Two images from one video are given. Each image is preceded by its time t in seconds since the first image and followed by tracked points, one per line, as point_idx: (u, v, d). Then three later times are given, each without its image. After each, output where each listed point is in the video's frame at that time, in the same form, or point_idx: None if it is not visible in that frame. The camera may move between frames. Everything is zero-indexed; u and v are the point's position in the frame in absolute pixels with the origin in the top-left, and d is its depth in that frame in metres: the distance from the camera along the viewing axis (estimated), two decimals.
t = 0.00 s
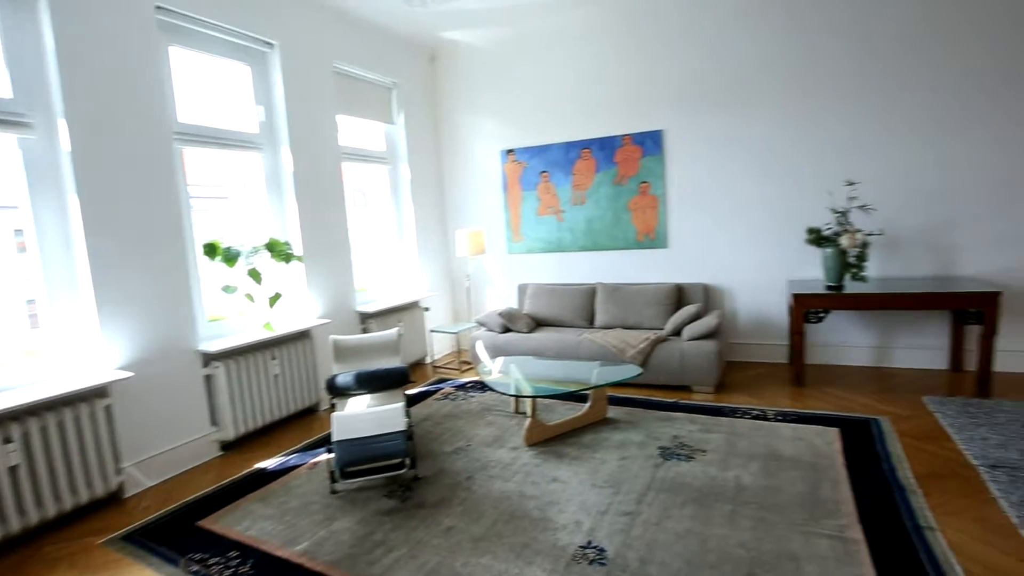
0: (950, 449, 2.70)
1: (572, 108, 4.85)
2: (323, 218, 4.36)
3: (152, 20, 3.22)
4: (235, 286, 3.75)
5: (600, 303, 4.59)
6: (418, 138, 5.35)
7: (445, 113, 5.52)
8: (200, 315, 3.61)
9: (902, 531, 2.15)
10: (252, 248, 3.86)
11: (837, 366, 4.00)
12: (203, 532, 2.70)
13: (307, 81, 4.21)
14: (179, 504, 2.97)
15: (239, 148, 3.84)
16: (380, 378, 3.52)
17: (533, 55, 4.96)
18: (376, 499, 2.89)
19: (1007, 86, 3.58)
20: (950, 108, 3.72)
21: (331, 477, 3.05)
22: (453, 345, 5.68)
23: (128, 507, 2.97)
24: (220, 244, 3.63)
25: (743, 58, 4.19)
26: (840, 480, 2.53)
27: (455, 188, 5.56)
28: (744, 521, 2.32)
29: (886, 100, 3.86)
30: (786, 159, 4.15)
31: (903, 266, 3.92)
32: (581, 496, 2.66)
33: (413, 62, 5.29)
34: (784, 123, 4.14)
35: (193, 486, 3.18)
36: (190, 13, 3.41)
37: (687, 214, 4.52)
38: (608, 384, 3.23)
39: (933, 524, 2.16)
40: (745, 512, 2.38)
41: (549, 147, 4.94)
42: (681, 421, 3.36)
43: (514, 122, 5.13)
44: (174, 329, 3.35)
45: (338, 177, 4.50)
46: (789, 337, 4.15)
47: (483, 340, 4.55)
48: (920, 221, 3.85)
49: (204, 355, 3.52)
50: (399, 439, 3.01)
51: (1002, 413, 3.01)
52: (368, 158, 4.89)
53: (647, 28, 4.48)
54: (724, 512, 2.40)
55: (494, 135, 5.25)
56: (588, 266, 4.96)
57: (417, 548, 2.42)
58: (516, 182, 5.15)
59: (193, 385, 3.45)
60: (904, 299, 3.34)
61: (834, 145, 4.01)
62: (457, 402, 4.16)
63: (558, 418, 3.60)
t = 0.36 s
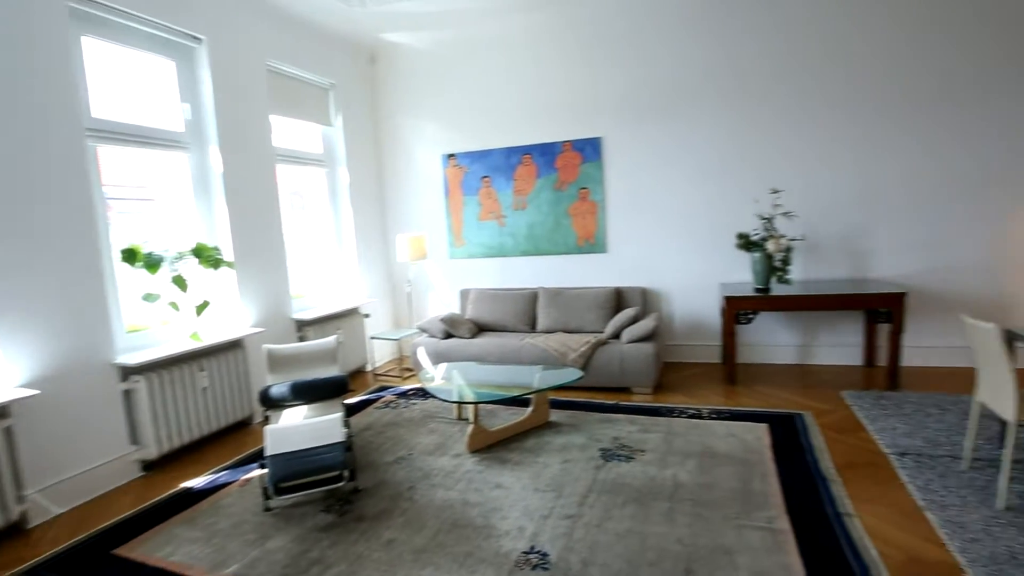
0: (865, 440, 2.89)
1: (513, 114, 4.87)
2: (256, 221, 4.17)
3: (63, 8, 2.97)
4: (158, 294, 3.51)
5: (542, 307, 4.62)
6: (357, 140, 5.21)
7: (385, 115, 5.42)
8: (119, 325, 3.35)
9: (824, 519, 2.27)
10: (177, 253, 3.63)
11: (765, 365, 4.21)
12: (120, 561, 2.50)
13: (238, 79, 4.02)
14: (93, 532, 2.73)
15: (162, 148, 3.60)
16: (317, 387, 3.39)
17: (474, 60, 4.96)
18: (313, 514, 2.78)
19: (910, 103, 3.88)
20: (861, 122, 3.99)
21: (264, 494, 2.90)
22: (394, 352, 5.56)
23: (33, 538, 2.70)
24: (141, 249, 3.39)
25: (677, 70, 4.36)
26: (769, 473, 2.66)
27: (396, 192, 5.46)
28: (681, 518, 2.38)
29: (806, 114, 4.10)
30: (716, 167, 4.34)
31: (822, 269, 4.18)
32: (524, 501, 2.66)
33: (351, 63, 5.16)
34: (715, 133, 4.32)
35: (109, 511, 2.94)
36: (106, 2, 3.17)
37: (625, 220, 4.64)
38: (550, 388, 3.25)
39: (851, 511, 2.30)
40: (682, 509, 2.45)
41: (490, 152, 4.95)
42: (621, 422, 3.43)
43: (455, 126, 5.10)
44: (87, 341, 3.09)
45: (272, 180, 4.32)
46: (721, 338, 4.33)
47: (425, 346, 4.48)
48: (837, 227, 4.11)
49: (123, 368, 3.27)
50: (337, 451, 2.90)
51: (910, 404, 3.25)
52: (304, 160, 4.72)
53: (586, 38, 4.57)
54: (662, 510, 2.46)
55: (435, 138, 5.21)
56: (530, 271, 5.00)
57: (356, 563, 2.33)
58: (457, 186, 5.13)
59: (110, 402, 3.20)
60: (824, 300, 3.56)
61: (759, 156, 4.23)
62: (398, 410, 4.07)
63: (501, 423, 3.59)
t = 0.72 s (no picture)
0: (783, 433, 3.07)
1: (449, 118, 4.85)
2: (175, 225, 3.90)
3: None
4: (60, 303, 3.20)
5: (479, 312, 4.61)
6: (286, 141, 5.01)
7: (316, 116, 5.24)
8: (13, 338, 3.03)
9: (746, 510, 2.39)
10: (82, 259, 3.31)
11: (693, 365, 4.39)
12: None
13: (154, 74, 3.76)
14: None
15: (68, 145, 3.30)
16: (242, 400, 3.21)
17: (409, 63, 4.89)
18: (237, 534, 2.62)
19: (820, 118, 4.16)
20: (777, 134, 4.24)
21: (181, 517, 2.70)
22: (327, 360, 5.38)
23: None
24: (41, 254, 3.07)
25: (610, 80, 4.48)
26: (696, 469, 2.76)
27: (328, 195, 5.29)
28: (614, 517, 2.43)
29: (728, 125, 4.31)
30: (646, 175, 4.50)
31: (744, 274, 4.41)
32: (461, 509, 2.63)
33: (280, 60, 4.96)
34: (644, 141, 4.47)
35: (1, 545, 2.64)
36: None
37: (560, 226, 4.71)
38: (486, 393, 3.24)
39: (770, 501, 2.43)
40: (616, 508, 2.50)
41: (425, 156, 4.90)
42: (557, 425, 3.47)
43: (390, 129, 5.01)
44: None
45: (192, 181, 4.07)
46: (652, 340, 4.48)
47: (359, 353, 4.36)
48: (756, 233, 4.34)
49: (18, 386, 2.96)
50: (263, 465, 2.76)
51: (822, 399, 3.48)
52: (228, 161, 4.48)
53: (521, 45, 4.62)
54: (596, 510, 2.50)
55: (369, 141, 5.09)
56: (467, 276, 4.98)
57: None
58: (392, 190, 5.03)
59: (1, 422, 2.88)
60: (745, 302, 3.76)
61: (685, 165, 4.42)
62: (330, 420, 3.93)
63: (438, 430, 3.54)
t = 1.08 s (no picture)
0: (702, 428, 3.22)
1: (378, 120, 4.76)
2: (74, 227, 3.57)
3: None
4: None
5: (409, 317, 4.54)
6: (203, 139, 4.72)
7: (235, 113, 4.98)
8: None
9: (668, 504, 2.48)
10: None
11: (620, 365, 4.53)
12: None
13: (50, 62, 3.43)
14: None
15: None
16: (151, 414, 2.98)
17: (336, 62, 4.76)
18: (143, 560, 2.42)
19: (734, 129, 4.41)
20: (696, 144, 4.46)
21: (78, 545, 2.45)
22: (248, 369, 5.11)
23: None
24: None
25: (540, 87, 4.56)
26: (622, 467, 2.85)
27: (248, 197, 5.05)
28: (543, 518, 2.45)
29: (651, 134, 4.49)
30: (575, 181, 4.60)
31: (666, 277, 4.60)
32: (389, 518, 2.57)
33: (196, 54, 4.68)
34: (572, 148, 4.58)
35: None
36: None
37: (490, 230, 4.73)
38: (416, 399, 3.19)
39: (690, 494, 2.54)
40: (545, 509, 2.53)
41: (353, 158, 4.78)
42: (488, 429, 3.47)
43: (316, 130, 4.85)
44: None
45: (95, 180, 3.74)
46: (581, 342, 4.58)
47: (282, 362, 4.17)
48: (677, 238, 4.54)
49: None
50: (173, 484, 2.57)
51: (737, 395, 3.69)
52: (137, 159, 4.17)
53: (452, 49, 4.61)
54: (526, 512, 2.52)
55: (293, 141, 4.91)
56: (397, 281, 4.89)
57: None
58: (318, 193, 4.87)
59: None
60: (667, 304, 3.93)
61: (612, 172, 4.56)
62: (251, 433, 3.74)
63: (366, 438, 3.45)
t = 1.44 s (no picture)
0: (630, 423, 3.34)
1: (306, 117, 4.60)
2: None
3: None
4: None
5: (339, 321, 4.41)
6: (110, 131, 4.37)
7: (147, 105, 4.65)
8: None
9: (598, 498, 2.55)
10: None
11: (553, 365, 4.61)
12: None
13: None
14: None
15: None
16: (49, 432, 2.72)
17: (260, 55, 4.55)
18: None
19: (659, 136, 4.61)
20: (624, 149, 4.62)
21: None
22: (163, 379, 4.78)
23: None
24: None
25: (473, 89, 4.56)
26: (554, 464, 2.90)
27: (162, 195, 4.72)
28: (476, 519, 2.46)
29: (581, 139, 4.61)
30: (508, 183, 4.64)
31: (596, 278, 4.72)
32: (318, 529, 2.48)
33: (102, 39, 4.31)
34: (506, 150, 4.61)
35: None
36: None
37: (423, 232, 4.68)
38: (346, 405, 3.11)
39: (619, 487, 2.63)
40: (478, 510, 2.53)
41: (279, 156, 4.59)
42: (421, 432, 3.43)
43: (238, 125, 4.62)
44: None
45: None
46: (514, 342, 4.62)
47: (202, 370, 3.94)
48: (606, 240, 4.68)
49: None
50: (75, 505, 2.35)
51: (663, 390, 3.85)
52: (33, 152, 3.77)
53: (383, 47, 4.53)
54: (459, 514, 2.51)
55: (212, 136, 4.64)
56: (326, 283, 4.74)
57: None
58: (241, 191, 4.64)
59: None
60: (597, 304, 4.05)
61: (544, 175, 4.63)
62: (166, 447, 3.50)
63: (293, 448, 3.32)
